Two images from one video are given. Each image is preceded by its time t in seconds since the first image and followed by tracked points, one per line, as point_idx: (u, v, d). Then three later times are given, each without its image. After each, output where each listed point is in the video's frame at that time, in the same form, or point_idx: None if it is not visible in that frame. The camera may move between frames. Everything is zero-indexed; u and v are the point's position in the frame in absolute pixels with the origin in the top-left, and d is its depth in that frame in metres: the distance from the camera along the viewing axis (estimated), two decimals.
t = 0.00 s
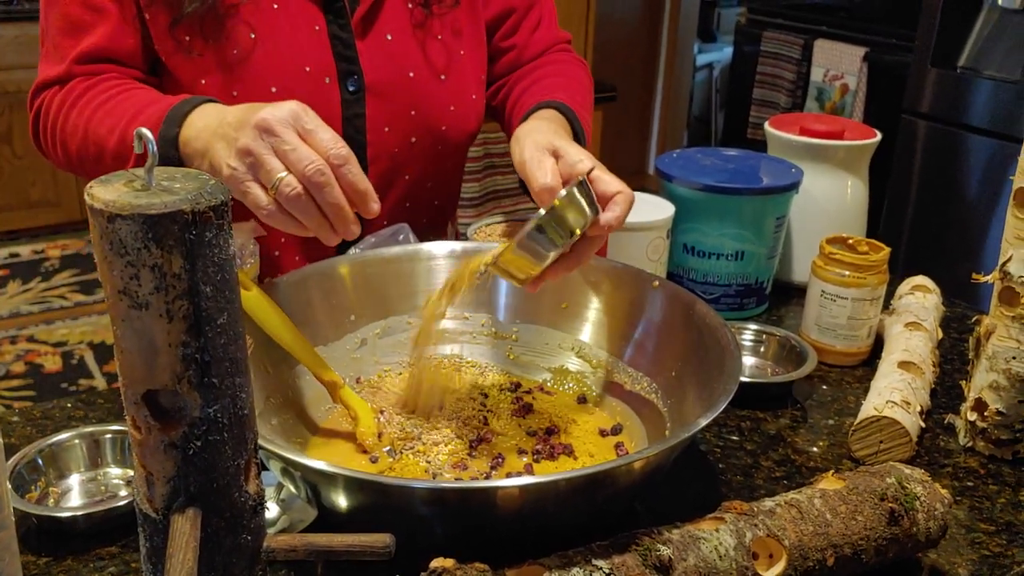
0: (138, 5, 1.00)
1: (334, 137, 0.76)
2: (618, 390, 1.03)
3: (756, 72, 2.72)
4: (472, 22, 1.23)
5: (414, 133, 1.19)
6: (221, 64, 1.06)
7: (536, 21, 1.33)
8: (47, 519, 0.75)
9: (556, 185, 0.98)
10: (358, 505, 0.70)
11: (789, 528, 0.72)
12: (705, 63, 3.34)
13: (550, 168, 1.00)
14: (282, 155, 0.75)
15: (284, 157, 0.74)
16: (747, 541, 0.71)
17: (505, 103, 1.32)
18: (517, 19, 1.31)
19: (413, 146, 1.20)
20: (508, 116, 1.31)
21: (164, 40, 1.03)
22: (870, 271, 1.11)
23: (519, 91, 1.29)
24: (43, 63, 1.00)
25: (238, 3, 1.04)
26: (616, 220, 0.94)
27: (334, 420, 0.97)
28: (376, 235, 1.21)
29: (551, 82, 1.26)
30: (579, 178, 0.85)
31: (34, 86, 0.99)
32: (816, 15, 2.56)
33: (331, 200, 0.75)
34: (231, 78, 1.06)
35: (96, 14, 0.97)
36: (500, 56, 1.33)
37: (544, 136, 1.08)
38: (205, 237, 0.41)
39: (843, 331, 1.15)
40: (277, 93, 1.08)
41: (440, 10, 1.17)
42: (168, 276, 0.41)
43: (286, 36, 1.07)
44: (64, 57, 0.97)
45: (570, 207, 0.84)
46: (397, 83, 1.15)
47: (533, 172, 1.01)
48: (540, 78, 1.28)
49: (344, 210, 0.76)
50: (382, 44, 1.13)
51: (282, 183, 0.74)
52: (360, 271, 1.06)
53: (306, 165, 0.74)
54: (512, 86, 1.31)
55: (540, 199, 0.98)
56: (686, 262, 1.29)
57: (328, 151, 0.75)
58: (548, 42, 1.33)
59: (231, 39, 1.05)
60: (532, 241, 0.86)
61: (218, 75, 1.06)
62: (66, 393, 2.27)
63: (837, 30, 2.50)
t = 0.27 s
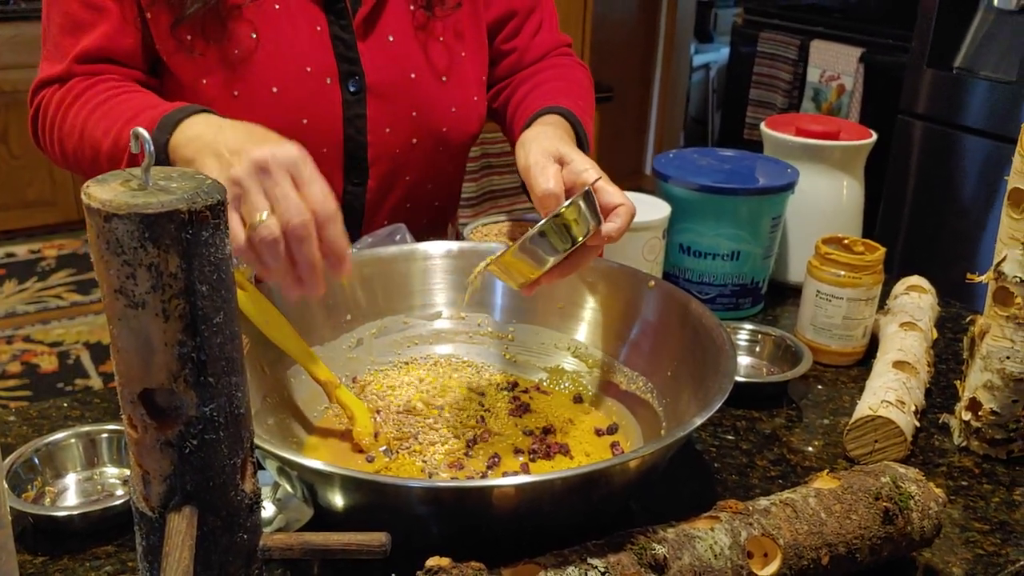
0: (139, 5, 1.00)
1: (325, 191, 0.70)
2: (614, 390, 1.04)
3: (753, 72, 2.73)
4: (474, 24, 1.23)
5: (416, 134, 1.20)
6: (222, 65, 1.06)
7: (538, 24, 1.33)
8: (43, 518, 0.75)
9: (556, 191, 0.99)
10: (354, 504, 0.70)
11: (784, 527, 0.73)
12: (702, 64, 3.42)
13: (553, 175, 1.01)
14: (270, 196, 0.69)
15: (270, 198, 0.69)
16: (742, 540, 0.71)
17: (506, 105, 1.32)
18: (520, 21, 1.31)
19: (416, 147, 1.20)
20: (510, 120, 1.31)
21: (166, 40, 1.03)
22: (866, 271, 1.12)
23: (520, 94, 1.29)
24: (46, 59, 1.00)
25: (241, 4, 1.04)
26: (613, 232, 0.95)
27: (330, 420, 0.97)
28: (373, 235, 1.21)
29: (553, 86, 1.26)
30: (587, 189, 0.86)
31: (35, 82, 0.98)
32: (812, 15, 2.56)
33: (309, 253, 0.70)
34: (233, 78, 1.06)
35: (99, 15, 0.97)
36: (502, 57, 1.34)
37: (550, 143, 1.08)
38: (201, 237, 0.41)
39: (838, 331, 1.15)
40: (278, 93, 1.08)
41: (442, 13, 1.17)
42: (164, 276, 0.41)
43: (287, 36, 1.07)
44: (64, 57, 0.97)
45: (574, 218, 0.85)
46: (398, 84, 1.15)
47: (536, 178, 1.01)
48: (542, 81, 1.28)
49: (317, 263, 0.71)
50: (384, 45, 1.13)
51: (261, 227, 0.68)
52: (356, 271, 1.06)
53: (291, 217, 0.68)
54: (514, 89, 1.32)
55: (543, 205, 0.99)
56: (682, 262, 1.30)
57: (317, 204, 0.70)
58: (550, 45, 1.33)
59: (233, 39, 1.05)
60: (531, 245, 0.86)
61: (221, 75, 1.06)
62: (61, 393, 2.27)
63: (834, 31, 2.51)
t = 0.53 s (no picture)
0: (140, 6, 1.00)
1: (318, 269, 0.77)
2: (611, 389, 1.04)
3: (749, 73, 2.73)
4: (472, 27, 1.24)
5: (414, 135, 1.20)
6: (222, 66, 1.06)
7: (537, 25, 1.33)
8: (40, 517, 0.75)
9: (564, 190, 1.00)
10: (351, 503, 0.71)
11: (779, 526, 0.73)
12: (699, 64, 3.52)
13: (563, 175, 1.02)
14: (269, 267, 0.74)
15: (269, 269, 0.74)
16: (737, 538, 0.71)
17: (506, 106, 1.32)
18: (518, 22, 1.32)
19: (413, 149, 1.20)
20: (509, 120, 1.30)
21: (166, 41, 1.03)
22: (860, 271, 1.12)
23: (520, 95, 1.29)
24: (45, 62, 1.00)
25: (242, 5, 1.04)
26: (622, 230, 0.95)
27: (327, 420, 0.97)
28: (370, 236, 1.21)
29: (553, 87, 1.26)
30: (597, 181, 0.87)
31: (36, 86, 0.99)
32: (809, 17, 2.57)
33: (287, 326, 0.76)
34: (233, 79, 1.07)
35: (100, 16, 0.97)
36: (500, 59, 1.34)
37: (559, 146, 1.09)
38: (199, 236, 0.42)
39: (833, 331, 1.15)
40: (277, 94, 1.08)
41: (440, 15, 1.18)
42: (162, 275, 0.41)
43: (287, 38, 1.07)
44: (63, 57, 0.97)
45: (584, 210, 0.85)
46: (396, 86, 1.15)
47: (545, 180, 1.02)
48: (542, 83, 1.28)
49: (292, 334, 0.78)
50: (383, 48, 1.13)
51: (251, 294, 0.73)
52: (353, 271, 1.06)
53: (278, 291, 0.74)
54: (512, 91, 1.32)
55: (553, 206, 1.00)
56: (678, 263, 1.30)
57: (305, 281, 0.76)
58: (548, 46, 1.34)
59: (233, 40, 1.05)
60: (541, 239, 0.86)
61: (221, 76, 1.06)
62: (58, 393, 2.27)
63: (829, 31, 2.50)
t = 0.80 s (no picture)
0: (139, 7, 1.01)
1: (324, 300, 0.80)
2: (608, 389, 1.04)
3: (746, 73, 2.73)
4: (467, 28, 1.23)
5: (410, 136, 1.20)
6: (220, 66, 1.06)
7: (535, 20, 1.33)
8: (39, 515, 0.75)
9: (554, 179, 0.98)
10: (349, 502, 0.71)
11: (775, 524, 0.74)
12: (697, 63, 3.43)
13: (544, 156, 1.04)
14: (274, 297, 0.77)
15: (274, 298, 0.77)
16: (733, 536, 0.72)
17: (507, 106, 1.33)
18: (515, 19, 1.31)
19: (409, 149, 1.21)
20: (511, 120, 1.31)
21: (164, 42, 1.03)
22: (856, 271, 1.13)
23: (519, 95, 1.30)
24: (44, 61, 0.99)
25: (240, 7, 1.05)
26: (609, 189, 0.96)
27: (325, 419, 0.97)
28: (368, 236, 1.22)
29: (550, 85, 1.26)
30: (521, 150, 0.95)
31: (36, 88, 0.99)
32: (806, 17, 2.57)
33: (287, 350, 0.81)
34: (231, 79, 1.07)
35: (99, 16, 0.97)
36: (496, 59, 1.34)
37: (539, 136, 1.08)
38: (198, 235, 0.42)
39: (830, 331, 1.16)
40: (275, 95, 1.09)
41: (435, 17, 1.18)
42: (161, 273, 0.41)
43: (284, 39, 1.07)
44: (61, 58, 0.97)
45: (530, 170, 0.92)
46: (392, 87, 1.16)
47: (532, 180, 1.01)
48: (539, 81, 1.28)
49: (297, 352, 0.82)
50: (378, 49, 1.14)
51: (257, 322, 0.77)
52: (351, 270, 1.06)
53: (283, 322, 0.78)
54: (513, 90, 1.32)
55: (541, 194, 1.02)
56: (675, 262, 1.30)
57: (312, 311, 0.80)
58: (547, 41, 1.34)
59: (231, 41, 1.05)
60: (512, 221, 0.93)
61: (219, 77, 1.07)
62: (55, 393, 2.27)
63: (826, 32, 2.51)
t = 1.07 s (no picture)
0: (135, 7, 1.01)
1: (316, 262, 0.79)
2: (606, 388, 1.05)
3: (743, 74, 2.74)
4: (462, 28, 1.24)
5: (405, 135, 1.20)
6: (215, 66, 1.06)
7: (533, 13, 1.33)
8: (38, 515, 0.75)
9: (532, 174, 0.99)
10: (349, 501, 0.71)
11: (773, 523, 0.74)
12: (694, 65, 3.36)
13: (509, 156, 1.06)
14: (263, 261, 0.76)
15: (263, 263, 0.76)
16: (731, 535, 0.72)
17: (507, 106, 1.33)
18: (512, 14, 1.31)
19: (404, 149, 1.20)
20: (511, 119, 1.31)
21: (159, 42, 1.03)
22: (854, 271, 1.13)
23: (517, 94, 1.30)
24: (40, 58, 1.00)
25: (235, 7, 1.05)
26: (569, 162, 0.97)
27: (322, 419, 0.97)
28: (367, 235, 1.22)
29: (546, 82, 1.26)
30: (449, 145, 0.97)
31: (30, 85, 0.99)
32: (803, 18, 2.58)
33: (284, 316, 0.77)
34: (226, 79, 1.07)
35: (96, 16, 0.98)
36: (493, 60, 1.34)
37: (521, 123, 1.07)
38: (200, 234, 0.42)
39: (827, 331, 1.16)
40: (269, 94, 1.09)
41: (430, 16, 1.18)
42: (163, 272, 0.42)
43: (279, 39, 1.08)
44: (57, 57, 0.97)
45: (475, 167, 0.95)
46: (387, 86, 1.16)
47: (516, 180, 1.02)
48: (535, 79, 1.28)
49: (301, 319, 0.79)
50: (372, 48, 1.14)
51: (251, 285, 0.75)
52: (349, 270, 1.06)
53: (279, 284, 0.76)
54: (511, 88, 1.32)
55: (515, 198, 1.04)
56: (673, 262, 1.30)
57: (306, 274, 0.78)
58: (546, 35, 1.34)
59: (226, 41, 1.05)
60: (472, 222, 0.95)
61: (213, 76, 1.07)
62: (52, 393, 2.27)
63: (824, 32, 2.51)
